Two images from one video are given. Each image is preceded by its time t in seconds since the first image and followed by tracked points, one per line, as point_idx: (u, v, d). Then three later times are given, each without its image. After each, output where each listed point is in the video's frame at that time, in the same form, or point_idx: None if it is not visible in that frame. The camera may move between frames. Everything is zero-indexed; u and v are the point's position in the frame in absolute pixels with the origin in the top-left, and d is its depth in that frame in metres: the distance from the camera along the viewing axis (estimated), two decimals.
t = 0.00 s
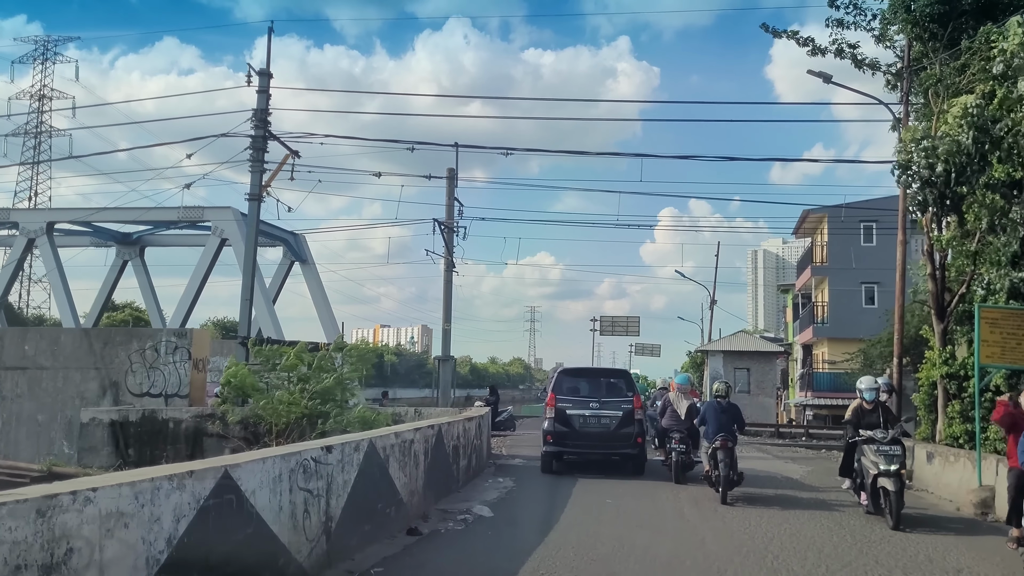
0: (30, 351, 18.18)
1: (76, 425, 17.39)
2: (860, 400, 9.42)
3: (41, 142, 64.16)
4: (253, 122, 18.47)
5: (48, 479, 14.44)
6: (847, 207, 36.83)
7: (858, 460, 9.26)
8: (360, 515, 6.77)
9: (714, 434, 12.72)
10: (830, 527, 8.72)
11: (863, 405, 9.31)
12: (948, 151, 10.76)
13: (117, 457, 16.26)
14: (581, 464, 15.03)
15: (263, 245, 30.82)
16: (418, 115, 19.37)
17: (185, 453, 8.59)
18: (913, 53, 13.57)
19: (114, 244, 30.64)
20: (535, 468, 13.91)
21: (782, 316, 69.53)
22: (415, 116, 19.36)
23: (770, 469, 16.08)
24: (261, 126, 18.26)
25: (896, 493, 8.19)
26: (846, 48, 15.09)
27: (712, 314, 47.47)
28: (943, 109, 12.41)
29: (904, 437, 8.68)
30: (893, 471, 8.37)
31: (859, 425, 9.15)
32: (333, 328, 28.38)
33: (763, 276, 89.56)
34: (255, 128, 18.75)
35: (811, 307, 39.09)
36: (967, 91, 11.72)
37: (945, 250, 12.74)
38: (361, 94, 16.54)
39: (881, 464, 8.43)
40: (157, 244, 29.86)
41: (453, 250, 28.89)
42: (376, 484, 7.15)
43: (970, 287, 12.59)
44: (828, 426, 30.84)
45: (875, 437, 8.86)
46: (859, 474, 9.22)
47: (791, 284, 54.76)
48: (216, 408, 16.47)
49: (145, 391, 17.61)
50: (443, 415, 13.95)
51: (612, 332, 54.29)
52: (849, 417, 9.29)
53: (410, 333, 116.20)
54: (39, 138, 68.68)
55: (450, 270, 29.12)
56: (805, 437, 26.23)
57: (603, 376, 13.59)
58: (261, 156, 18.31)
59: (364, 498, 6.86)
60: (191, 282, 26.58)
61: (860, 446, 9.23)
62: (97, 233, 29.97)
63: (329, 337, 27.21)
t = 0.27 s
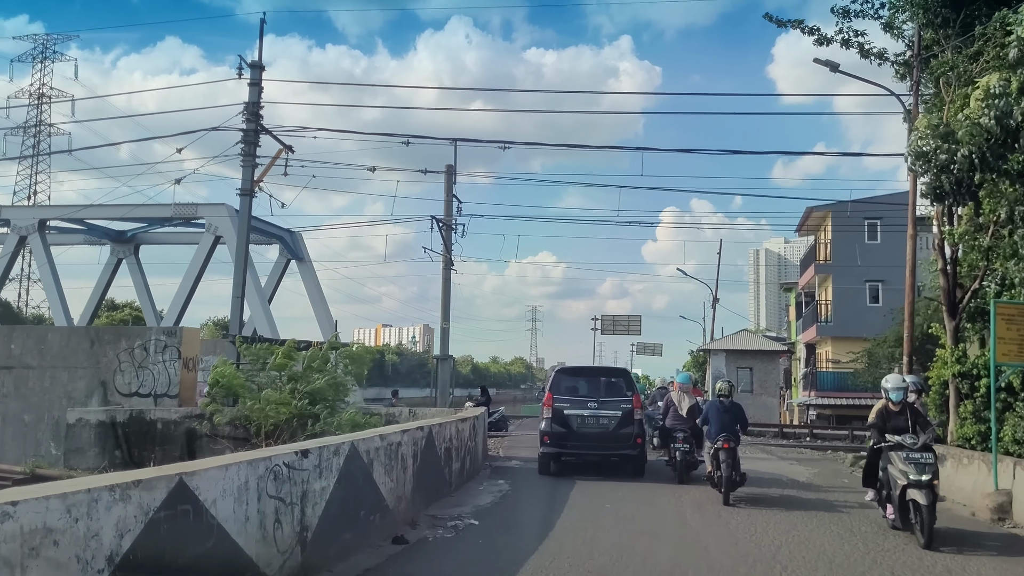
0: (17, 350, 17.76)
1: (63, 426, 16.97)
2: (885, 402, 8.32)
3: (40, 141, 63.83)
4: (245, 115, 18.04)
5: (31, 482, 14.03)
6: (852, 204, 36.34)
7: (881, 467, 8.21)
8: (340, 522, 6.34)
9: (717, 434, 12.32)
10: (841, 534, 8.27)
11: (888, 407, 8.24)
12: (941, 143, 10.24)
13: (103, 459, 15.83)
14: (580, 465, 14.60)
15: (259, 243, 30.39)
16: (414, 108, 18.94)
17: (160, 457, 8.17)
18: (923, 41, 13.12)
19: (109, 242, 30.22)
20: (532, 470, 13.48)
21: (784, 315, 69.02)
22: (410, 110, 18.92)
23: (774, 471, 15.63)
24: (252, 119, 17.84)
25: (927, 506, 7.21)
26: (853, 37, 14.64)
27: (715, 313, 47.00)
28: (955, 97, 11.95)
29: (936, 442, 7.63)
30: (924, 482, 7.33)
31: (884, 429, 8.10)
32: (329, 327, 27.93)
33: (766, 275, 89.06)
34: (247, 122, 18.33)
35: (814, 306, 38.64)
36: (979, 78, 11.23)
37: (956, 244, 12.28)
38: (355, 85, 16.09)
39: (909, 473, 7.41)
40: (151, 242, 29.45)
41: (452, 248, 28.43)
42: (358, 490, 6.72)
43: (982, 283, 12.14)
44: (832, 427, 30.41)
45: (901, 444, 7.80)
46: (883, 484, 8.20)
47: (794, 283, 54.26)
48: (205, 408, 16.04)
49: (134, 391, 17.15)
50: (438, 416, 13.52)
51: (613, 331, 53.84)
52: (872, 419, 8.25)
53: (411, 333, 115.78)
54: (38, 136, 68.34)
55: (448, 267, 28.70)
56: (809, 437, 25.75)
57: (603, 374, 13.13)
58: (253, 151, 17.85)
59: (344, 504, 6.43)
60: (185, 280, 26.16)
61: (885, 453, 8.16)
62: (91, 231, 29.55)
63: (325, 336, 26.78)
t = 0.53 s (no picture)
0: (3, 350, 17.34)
1: (49, 428, 16.55)
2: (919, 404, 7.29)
3: (39, 140, 63.51)
4: (236, 109, 17.62)
5: (12, 485, 13.62)
6: (857, 201, 35.83)
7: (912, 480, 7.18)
8: (318, 532, 5.90)
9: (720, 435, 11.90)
10: (852, 543, 7.82)
11: (919, 411, 7.22)
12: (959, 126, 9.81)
13: (89, 461, 15.42)
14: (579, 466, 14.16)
15: (255, 241, 29.99)
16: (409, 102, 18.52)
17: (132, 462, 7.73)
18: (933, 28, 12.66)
19: (103, 240, 29.82)
20: (529, 472, 13.04)
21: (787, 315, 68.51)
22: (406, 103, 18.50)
23: (779, 472, 15.19)
24: (244, 113, 17.42)
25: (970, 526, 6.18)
26: (860, 25, 14.19)
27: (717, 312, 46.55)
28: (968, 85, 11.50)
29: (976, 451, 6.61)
30: (965, 497, 6.29)
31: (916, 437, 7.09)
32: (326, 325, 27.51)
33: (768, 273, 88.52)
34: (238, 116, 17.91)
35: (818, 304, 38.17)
36: (994, 65, 10.78)
37: (969, 238, 11.82)
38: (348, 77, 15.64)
39: (949, 488, 6.36)
40: (146, 240, 29.03)
41: (450, 245, 28.00)
42: (338, 497, 6.29)
43: (996, 278, 11.67)
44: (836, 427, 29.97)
45: (936, 453, 6.79)
46: (914, 499, 7.18)
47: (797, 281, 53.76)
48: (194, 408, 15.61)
49: (122, 391, 16.74)
50: (432, 416, 13.09)
51: (615, 330, 53.39)
52: (902, 425, 7.26)
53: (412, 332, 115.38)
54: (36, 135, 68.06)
55: (446, 265, 28.27)
56: (814, 438, 25.31)
57: (602, 374, 12.70)
58: (244, 145, 17.43)
59: (322, 512, 6.00)
60: (179, 278, 25.75)
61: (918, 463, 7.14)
62: (84, 229, 29.15)
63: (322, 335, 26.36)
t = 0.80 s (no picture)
0: None
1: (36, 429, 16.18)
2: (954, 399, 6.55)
3: (39, 139, 63.28)
4: (228, 103, 17.23)
5: None
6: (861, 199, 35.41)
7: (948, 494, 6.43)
8: (294, 542, 5.51)
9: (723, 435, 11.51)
10: (864, 553, 7.40)
11: (959, 416, 6.48)
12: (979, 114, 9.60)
13: (76, 464, 15.05)
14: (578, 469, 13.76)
15: (251, 239, 29.62)
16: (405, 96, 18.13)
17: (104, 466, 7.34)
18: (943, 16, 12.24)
19: (98, 238, 29.47)
20: (527, 475, 12.64)
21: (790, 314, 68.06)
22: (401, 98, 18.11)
23: (783, 474, 14.78)
24: (235, 107, 17.04)
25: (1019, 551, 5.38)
26: (867, 15, 13.77)
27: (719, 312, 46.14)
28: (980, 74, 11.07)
29: None
30: (1013, 516, 5.51)
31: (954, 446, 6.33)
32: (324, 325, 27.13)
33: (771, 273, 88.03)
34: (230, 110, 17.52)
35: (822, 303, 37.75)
36: (1006, 52, 10.35)
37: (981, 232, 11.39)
38: (342, 69, 15.24)
39: (994, 505, 5.59)
40: (141, 239, 28.68)
41: (449, 244, 27.61)
42: (316, 504, 5.89)
43: (1010, 275, 11.25)
44: (840, 427, 29.56)
45: (977, 466, 6.03)
46: (951, 516, 6.43)
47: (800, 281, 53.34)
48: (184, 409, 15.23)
49: (111, 392, 16.37)
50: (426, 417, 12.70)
51: (616, 330, 53.00)
52: (938, 432, 6.52)
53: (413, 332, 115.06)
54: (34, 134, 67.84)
55: (445, 264, 27.89)
56: (818, 439, 24.90)
57: (602, 374, 12.30)
58: (236, 140, 17.05)
59: (299, 521, 5.60)
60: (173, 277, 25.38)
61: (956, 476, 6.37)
62: (78, 227, 28.80)
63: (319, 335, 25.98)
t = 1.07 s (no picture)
0: None
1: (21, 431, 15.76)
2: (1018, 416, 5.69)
3: (39, 139, 63.15)
4: (218, 97, 16.82)
5: None
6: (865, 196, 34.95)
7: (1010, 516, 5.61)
8: (259, 557, 5.05)
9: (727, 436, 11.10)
10: (879, 564, 6.92)
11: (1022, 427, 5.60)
12: (997, 95, 9.19)
13: (62, 466, 14.63)
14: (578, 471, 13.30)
15: (248, 238, 29.21)
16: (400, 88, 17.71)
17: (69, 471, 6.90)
18: None
19: (92, 237, 29.10)
20: (524, 478, 12.19)
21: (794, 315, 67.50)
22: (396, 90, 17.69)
23: (790, 477, 14.30)
24: (225, 100, 16.62)
25: None
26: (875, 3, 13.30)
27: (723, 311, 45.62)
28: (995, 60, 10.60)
29: None
30: None
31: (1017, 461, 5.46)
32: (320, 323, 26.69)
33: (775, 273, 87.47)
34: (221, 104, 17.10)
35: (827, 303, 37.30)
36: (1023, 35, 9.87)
37: (995, 226, 10.91)
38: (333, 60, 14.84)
39: None
40: (135, 237, 28.30)
41: (448, 242, 27.17)
42: (289, 513, 5.44)
43: None
44: (847, 429, 29.10)
45: None
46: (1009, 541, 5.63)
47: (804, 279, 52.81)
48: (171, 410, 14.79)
49: (98, 393, 15.95)
50: (420, 418, 12.27)
51: (618, 330, 52.53)
52: (993, 444, 5.69)
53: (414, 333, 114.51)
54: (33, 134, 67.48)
55: (444, 262, 27.45)
56: (824, 440, 24.41)
57: (602, 373, 11.84)
58: (227, 134, 16.63)
59: (267, 534, 5.14)
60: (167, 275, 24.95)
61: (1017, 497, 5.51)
62: (73, 225, 28.44)
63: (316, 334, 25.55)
